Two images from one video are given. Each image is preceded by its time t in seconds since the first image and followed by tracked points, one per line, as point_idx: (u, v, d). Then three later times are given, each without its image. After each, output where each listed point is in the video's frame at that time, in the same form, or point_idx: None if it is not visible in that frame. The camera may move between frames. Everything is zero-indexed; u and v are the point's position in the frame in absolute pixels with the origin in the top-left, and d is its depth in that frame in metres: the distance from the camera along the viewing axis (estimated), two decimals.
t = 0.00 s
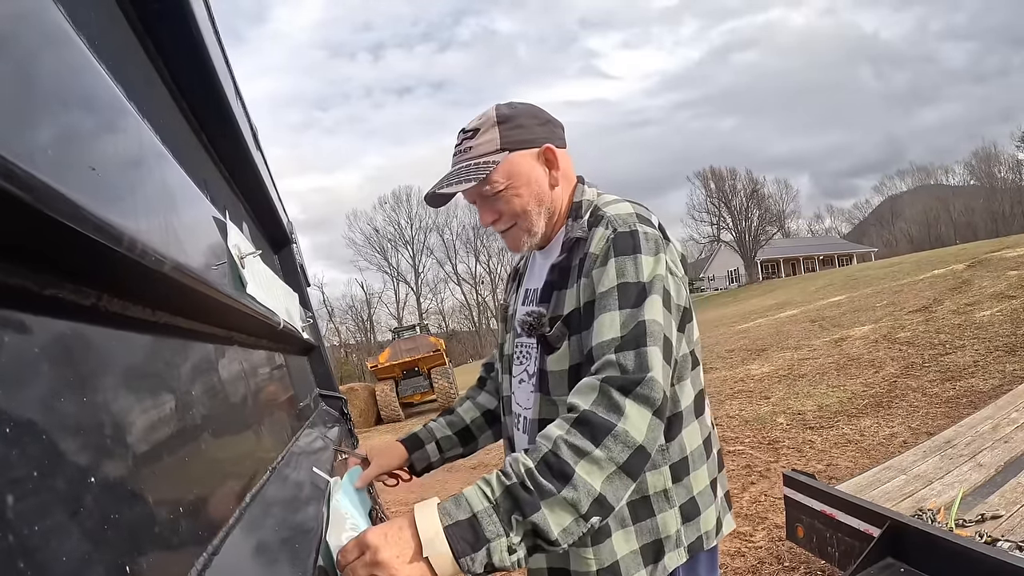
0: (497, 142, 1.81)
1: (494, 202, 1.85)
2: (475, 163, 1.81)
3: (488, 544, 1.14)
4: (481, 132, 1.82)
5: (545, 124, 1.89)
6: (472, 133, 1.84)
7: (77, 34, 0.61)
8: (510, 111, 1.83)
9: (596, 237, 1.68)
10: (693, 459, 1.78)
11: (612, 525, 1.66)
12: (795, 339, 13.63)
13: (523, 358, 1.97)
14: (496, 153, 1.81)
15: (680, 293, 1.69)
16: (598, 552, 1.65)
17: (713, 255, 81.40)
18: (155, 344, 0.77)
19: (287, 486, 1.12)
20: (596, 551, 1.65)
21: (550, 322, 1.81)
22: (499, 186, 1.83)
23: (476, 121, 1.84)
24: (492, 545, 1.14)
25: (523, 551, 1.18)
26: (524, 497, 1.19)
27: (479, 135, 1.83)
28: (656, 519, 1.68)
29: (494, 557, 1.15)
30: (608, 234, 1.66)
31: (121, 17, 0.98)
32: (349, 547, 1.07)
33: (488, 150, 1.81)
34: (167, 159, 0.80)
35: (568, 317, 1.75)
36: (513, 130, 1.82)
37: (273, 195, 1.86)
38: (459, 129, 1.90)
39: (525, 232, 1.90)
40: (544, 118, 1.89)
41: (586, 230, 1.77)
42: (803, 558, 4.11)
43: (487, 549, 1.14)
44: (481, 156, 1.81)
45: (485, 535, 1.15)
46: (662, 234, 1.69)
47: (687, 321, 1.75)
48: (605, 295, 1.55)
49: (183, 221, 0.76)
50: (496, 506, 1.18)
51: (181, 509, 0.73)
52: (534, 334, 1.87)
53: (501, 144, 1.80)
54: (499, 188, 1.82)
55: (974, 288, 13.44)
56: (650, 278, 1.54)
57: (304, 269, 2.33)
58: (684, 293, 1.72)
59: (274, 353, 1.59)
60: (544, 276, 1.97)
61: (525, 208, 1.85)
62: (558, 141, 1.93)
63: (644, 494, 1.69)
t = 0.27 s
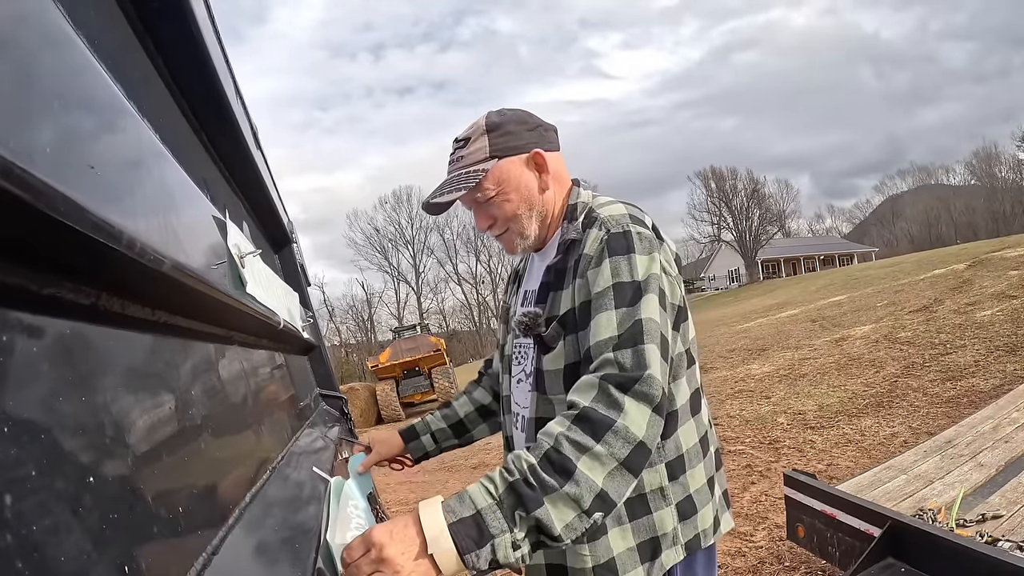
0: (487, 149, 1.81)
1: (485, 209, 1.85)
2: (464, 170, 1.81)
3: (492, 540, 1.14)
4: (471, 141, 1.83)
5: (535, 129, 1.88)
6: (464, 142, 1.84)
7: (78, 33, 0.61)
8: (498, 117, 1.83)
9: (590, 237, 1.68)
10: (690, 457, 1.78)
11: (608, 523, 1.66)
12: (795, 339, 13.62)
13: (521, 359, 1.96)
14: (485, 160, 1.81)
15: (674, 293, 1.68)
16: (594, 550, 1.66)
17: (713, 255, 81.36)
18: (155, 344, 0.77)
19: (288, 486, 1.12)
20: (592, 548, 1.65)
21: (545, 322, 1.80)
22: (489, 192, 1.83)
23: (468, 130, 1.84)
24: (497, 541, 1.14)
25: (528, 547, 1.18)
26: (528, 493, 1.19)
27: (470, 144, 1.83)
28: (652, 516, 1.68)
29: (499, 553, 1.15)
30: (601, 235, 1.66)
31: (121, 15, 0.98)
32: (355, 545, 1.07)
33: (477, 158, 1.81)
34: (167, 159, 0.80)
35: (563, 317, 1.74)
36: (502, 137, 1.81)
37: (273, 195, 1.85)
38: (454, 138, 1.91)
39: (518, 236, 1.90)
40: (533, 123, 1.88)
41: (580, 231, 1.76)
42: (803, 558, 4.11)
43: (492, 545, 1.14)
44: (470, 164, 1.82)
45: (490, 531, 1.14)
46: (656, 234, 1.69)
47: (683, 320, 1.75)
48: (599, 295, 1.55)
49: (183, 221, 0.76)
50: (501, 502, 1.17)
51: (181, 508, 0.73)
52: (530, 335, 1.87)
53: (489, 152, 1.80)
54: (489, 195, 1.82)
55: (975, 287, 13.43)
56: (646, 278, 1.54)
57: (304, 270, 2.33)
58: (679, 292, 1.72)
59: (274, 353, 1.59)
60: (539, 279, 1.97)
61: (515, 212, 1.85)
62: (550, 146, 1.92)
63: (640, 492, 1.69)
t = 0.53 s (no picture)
0: (481, 159, 1.82)
1: (480, 216, 1.86)
2: (460, 180, 1.83)
3: (495, 531, 1.14)
4: (466, 151, 1.85)
5: (529, 139, 1.87)
6: (461, 153, 1.86)
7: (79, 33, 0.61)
8: (491, 128, 1.83)
9: (583, 238, 1.69)
10: (689, 451, 1.77)
11: (609, 516, 1.66)
12: (797, 338, 13.61)
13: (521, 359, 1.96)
14: (480, 169, 1.82)
15: (666, 290, 1.69)
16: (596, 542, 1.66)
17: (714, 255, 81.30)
18: (156, 344, 0.77)
19: (289, 485, 1.12)
20: (594, 541, 1.65)
21: (543, 322, 1.80)
22: (483, 200, 1.84)
23: (464, 141, 1.86)
24: (499, 532, 1.14)
25: (530, 536, 1.17)
26: (528, 482, 1.18)
27: (466, 154, 1.85)
28: (652, 509, 1.68)
29: (502, 544, 1.14)
30: (594, 235, 1.66)
31: (121, 15, 0.98)
32: (358, 541, 1.07)
33: (471, 167, 1.82)
34: (168, 159, 0.80)
35: (560, 316, 1.74)
36: (495, 147, 1.82)
37: (274, 194, 1.85)
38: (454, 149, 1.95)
39: (513, 243, 1.89)
40: (527, 133, 1.87)
41: (574, 233, 1.76)
42: (804, 557, 4.11)
43: (495, 536, 1.14)
44: (465, 173, 1.83)
45: (493, 522, 1.14)
46: (647, 234, 1.69)
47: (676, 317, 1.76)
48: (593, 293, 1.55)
49: (184, 220, 0.76)
50: (502, 493, 1.16)
51: (182, 508, 0.73)
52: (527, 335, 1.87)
53: (483, 161, 1.81)
54: (482, 203, 1.83)
55: (976, 287, 13.40)
56: (637, 274, 1.54)
57: (305, 270, 2.33)
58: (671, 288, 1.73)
59: (275, 353, 1.59)
60: (536, 282, 1.96)
61: (509, 219, 1.85)
62: (544, 155, 1.93)
63: (640, 485, 1.69)
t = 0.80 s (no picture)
0: (479, 168, 1.83)
1: (477, 224, 1.87)
2: (457, 189, 1.84)
3: (499, 521, 1.13)
4: (465, 160, 1.86)
5: (524, 149, 1.88)
6: (459, 162, 1.88)
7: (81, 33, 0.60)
8: (488, 138, 1.84)
9: (574, 240, 1.69)
10: (688, 445, 1.77)
11: (611, 509, 1.66)
12: (797, 338, 13.60)
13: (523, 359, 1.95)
14: (478, 178, 1.83)
15: (658, 288, 1.69)
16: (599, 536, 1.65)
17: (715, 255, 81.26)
18: (157, 343, 0.77)
19: (290, 485, 1.12)
20: (597, 534, 1.65)
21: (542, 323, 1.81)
22: (481, 208, 1.85)
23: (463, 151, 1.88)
24: (504, 522, 1.13)
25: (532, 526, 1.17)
26: (528, 472, 1.18)
27: (464, 163, 1.86)
28: (654, 502, 1.68)
29: (506, 534, 1.14)
30: (585, 237, 1.66)
31: (123, 14, 0.98)
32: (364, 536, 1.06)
33: (469, 176, 1.84)
34: (169, 158, 0.79)
35: (557, 317, 1.74)
36: (492, 157, 1.83)
37: (275, 193, 1.85)
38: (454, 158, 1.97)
39: (509, 248, 1.91)
40: (523, 143, 1.88)
41: (568, 236, 1.75)
42: (805, 557, 4.10)
43: (500, 526, 1.13)
44: (463, 182, 1.84)
45: (496, 512, 1.14)
46: (639, 235, 1.69)
47: (670, 313, 1.77)
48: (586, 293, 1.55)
49: (185, 219, 0.76)
50: (504, 483, 1.16)
51: (183, 507, 0.73)
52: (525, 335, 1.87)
53: (481, 170, 1.82)
54: (479, 211, 1.84)
55: (977, 287, 13.39)
56: (628, 271, 1.55)
57: (306, 270, 2.33)
58: (664, 284, 1.74)
59: (276, 352, 1.59)
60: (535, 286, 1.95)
61: (505, 226, 1.86)
62: (540, 162, 1.92)
63: (642, 479, 1.69)
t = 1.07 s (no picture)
0: (484, 167, 1.83)
1: (482, 221, 1.86)
2: (464, 187, 1.84)
3: (518, 496, 1.15)
4: (472, 160, 1.86)
5: (529, 149, 1.87)
6: (467, 161, 1.89)
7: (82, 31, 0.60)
8: (494, 138, 1.84)
9: (577, 237, 1.68)
10: (680, 444, 1.76)
11: (600, 503, 1.66)
12: (798, 338, 13.59)
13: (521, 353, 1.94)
14: (483, 176, 1.83)
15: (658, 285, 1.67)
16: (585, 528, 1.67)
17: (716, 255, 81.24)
18: (157, 342, 0.77)
19: (290, 484, 1.12)
20: (584, 526, 1.66)
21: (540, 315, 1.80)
22: (485, 205, 1.84)
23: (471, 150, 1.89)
24: (522, 498, 1.15)
25: (549, 504, 1.18)
26: (548, 451, 1.19)
27: (471, 162, 1.87)
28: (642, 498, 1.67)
29: (523, 510, 1.16)
30: (587, 234, 1.65)
31: (124, 14, 0.98)
32: (383, 509, 1.10)
33: (475, 173, 1.84)
34: (170, 156, 0.79)
35: (556, 310, 1.73)
36: (498, 156, 1.82)
37: (275, 193, 1.85)
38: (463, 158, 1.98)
39: (513, 247, 1.89)
40: (529, 144, 1.87)
41: (569, 234, 1.74)
42: (805, 557, 4.10)
43: (517, 503, 1.15)
44: (469, 179, 1.85)
45: (515, 489, 1.15)
46: (639, 232, 1.69)
47: (668, 312, 1.75)
48: (590, 287, 1.54)
49: (187, 219, 0.76)
50: (524, 461, 1.18)
51: (184, 505, 0.73)
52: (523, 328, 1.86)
53: (487, 169, 1.82)
54: (482, 209, 1.83)
55: (978, 287, 13.38)
56: (632, 264, 1.54)
57: (307, 269, 2.33)
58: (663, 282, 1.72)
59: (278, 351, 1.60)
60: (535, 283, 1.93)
61: (508, 224, 1.85)
62: (544, 163, 1.91)
63: (631, 475, 1.68)
